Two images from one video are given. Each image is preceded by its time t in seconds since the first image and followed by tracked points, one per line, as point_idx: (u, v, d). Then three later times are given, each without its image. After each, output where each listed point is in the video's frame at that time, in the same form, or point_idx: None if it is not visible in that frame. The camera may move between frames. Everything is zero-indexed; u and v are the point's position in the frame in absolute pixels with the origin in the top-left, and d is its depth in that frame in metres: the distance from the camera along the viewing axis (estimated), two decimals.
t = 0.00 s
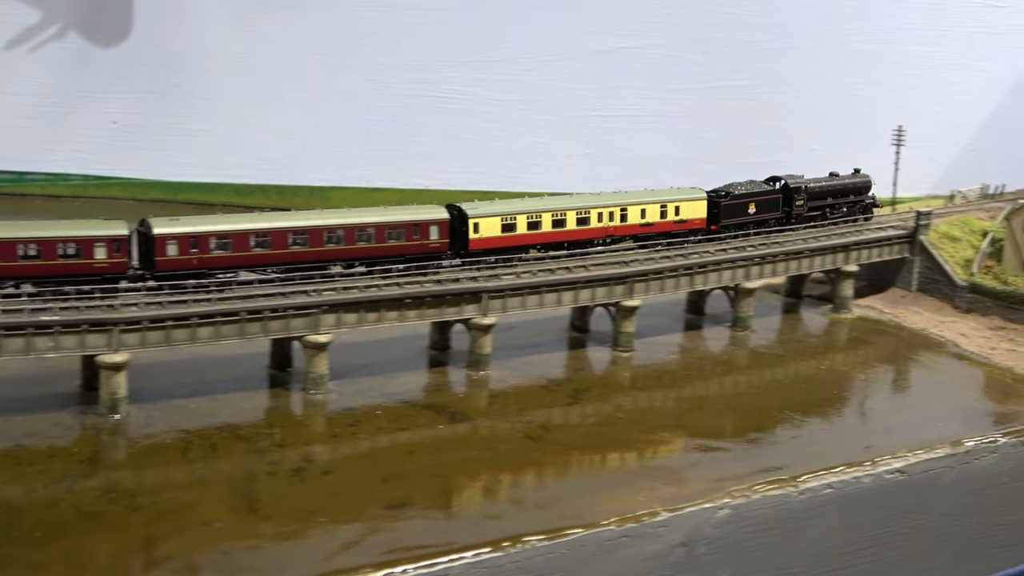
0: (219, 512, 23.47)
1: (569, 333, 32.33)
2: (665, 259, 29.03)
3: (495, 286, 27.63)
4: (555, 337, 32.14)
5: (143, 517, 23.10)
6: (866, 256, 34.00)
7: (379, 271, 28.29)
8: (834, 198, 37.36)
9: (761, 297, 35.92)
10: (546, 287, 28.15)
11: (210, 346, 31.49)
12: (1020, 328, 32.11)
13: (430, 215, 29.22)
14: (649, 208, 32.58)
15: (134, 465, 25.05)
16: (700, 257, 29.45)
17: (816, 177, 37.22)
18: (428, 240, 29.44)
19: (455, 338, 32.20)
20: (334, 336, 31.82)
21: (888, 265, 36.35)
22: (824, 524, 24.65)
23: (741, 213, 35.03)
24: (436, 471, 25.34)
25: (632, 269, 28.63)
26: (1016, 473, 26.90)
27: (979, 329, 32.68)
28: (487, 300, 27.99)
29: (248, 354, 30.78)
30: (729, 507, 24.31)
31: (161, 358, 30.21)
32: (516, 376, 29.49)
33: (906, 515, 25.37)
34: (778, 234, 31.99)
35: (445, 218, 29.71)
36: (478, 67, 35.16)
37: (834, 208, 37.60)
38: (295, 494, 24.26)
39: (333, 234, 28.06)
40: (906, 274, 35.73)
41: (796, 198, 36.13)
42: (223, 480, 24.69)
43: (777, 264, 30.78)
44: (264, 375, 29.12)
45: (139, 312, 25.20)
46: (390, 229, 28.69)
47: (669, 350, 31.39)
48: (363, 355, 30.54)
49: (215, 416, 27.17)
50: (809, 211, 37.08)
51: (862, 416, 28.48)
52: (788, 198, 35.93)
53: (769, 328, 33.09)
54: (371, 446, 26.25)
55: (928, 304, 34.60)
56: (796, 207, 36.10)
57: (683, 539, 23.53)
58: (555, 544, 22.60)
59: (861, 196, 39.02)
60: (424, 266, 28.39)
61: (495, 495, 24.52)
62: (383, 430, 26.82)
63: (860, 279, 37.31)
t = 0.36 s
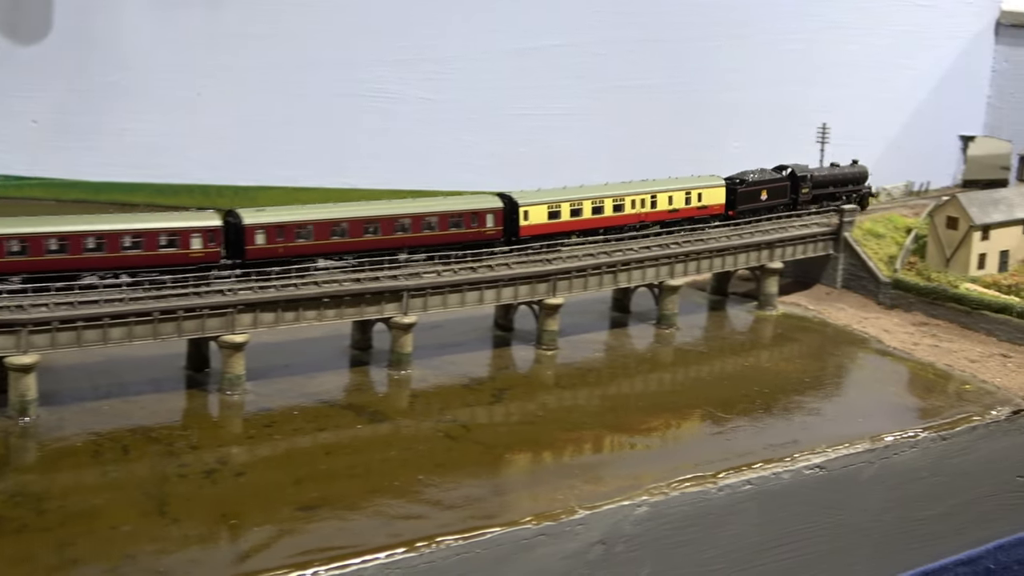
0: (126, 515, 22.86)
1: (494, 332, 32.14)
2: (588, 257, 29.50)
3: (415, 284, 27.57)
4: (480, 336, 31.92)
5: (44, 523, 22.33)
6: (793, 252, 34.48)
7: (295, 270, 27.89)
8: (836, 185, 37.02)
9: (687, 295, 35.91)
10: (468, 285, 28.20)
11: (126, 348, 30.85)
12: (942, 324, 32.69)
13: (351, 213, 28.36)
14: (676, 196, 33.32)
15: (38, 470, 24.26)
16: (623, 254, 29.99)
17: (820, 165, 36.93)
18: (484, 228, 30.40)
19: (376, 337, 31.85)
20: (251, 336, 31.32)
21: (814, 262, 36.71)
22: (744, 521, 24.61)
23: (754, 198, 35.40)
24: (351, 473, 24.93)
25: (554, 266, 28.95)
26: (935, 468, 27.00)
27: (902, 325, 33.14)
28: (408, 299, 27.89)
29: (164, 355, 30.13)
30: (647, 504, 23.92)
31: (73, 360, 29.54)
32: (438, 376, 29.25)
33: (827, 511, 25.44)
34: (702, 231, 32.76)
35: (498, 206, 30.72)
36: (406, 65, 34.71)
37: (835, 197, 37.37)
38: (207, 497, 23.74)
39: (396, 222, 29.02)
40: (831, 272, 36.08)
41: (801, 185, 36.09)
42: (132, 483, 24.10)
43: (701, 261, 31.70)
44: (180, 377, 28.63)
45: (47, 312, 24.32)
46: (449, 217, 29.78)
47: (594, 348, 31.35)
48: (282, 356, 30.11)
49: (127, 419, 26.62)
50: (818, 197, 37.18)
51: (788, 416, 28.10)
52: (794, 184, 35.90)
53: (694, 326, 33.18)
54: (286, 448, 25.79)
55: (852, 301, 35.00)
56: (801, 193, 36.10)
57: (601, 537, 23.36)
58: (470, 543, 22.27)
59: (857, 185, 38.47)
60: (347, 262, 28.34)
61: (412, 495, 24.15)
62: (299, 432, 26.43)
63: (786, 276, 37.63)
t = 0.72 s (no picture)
0: (68, 524, 22.42)
1: (446, 336, 31.98)
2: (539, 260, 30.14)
3: (365, 288, 27.69)
4: (433, 339, 31.85)
5: None
6: (744, 253, 34.70)
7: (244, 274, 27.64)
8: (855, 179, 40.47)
9: (640, 296, 35.82)
10: (419, 289, 28.59)
11: (72, 354, 30.38)
12: (894, 323, 33.06)
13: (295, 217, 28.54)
14: (718, 187, 36.09)
15: None
16: (574, 257, 30.73)
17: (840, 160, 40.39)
18: (556, 218, 32.94)
19: (327, 341, 31.64)
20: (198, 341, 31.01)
21: (767, 262, 36.63)
22: (696, 522, 24.68)
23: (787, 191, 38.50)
24: (300, 478, 24.69)
25: (506, 269, 29.54)
26: (887, 467, 27.04)
27: (854, 325, 33.33)
28: (358, 303, 28.02)
29: (113, 360, 29.77)
30: (597, 507, 23.87)
31: (17, 368, 29.06)
32: (389, 380, 29.14)
33: (777, 511, 25.46)
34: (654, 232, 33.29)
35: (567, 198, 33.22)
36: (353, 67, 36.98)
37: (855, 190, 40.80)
38: (152, 504, 23.36)
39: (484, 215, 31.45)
40: (783, 272, 36.12)
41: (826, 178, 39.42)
42: (74, 491, 23.65)
43: (652, 262, 32.32)
44: (128, 383, 28.28)
45: None
46: (528, 210, 32.30)
47: (547, 350, 31.33)
48: (231, 361, 29.86)
49: (73, 426, 26.21)
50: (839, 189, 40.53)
51: (740, 417, 28.04)
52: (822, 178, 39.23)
53: (647, 326, 33.25)
54: (233, 455, 25.47)
55: (805, 300, 35.12)
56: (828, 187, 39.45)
57: (551, 541, 23.22)
58: (419, 548, 22.15)
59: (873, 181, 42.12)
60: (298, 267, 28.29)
61: (361, 500, 23.94)
62: (248, 438, 26.16)
63: (739, 277, 37.43)
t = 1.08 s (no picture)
0: (22, 531, 21.99)
1: (411, 339, 31.85)
2: (503, 261, 30.30)
3: (328, 290, 27.67)
4: (397, 342, 31.68)
5: None
6: (711, 254, 34.77)
7: (204, 276, 27.43)
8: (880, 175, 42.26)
9: (606, 297, 35.78)
10: (382, 291, 28.65)
11: (32, 358, 29.97)
12: (860, 324, 33.11)
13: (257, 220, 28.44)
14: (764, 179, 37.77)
15: None
16: (540, 258, 30.89)
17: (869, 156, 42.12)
18: (624, 208, 34.97)
19: (290, 345, 31.46)
20: (159, 345, 30.73)
21: (733, 263, 36.54)
22: (659, 523, 24.51)
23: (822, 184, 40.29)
24: (259, 482, 24.40)
25: (470, 271, 29.68)
26: (850, 468, 27.00)
27: (821, 325, 33.34)
28: (321, 306, 27.98)
29: (73, 366, 29.44)
30: (559, 509, 23.78)
31: None
32: (351, 383, 28.99)
33: (741, 512, 25.33)
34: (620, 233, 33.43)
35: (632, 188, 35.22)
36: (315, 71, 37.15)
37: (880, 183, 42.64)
38: (109, 509, 22.99)
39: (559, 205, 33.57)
40: (750, 273, 36.07)
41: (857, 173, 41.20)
42: (30, 498, 23.20)
43: (617, 263, 32.48)
44: (88, 388, 27.99)
45: None
46: (598, 200, 34.42)
47: (512, 353, 31.22)
48: (192, 365, 29.64)
49: (31, 432, 25.84)
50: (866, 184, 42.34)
51: (703, 418, 28.04)
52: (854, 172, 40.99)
53: (614, 328, 33.22)
54: (194, 460, 25.14)
55: (772, 301, 35.12)
56: (858, 180, 41.24)
57: (511, 544, 22.98)
58: (378, 553, 21.93)
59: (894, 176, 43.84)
60: (260, 269, 28.36)
61: (321, 504, 23.67)
62: (208, 443, 25.87)
63: (706, 278, 37.32)
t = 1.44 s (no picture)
0: None
1: (394, 340, 31.79)
2: (486, 263, 30.31)
3: (309, 292, 27.62)
4: (379, 343, 31.59)
5: None
6: (694, 256, 34.78)
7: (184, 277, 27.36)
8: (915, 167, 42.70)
9: (590, 299, 35.73)
10: (364, 292, 28.63)
11: (12, 360, 29.78)
12: (843, 325, 33.12)
13: (237, 222, 28.71)
14: (815, 173, 39.31)
15: None
16: (522, 259, 30.90)
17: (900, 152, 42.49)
18: (692, 196, 37.08)
19: (271, 346, 31.37)
20: (139, 347, 30.64)
21: (717, 264, 36.53)
22: (639, 525, 24.42)
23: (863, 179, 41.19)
24: (238, 484, 24.24)
25: (452, 272, 29.67)
26: (832, 469, 26.85)
27: (804, 327, 33.35)
28: (302, 307, 27.93)
29: (52, 367, 29.30)
30: (539, 511, 23.48)
31: None
32: (333, 384, 28.93)
33: (722, 514, 25.30)
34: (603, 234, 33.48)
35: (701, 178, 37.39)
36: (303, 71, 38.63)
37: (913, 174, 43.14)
38: (86, 511, 22.79)
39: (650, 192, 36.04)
40: (734, 274, 36.07)
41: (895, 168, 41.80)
42: (7, 500, 22.97)
43: (601, 264, 32.55)
44: (68, 390, 27.86)
45: None
46: (672, 188, 36.71)
47: (495, 354, 31.18)
48: (173, 367, 29.55)
49: (10, 434, 25.65)
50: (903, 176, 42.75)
51: (684, 421, 27.84)
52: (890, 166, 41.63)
53: (597, 330, 33.20)
54: (174, 461, 24.96)
55: (756, 303, 35.12)
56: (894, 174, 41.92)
57: (492, 545, 22.89)
58: (356, 554, 21.75)
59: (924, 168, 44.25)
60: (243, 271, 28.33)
61: (300, 505, 23.51)
62: (188, 444, 25.72)
63: (689, 279, 37.30)
